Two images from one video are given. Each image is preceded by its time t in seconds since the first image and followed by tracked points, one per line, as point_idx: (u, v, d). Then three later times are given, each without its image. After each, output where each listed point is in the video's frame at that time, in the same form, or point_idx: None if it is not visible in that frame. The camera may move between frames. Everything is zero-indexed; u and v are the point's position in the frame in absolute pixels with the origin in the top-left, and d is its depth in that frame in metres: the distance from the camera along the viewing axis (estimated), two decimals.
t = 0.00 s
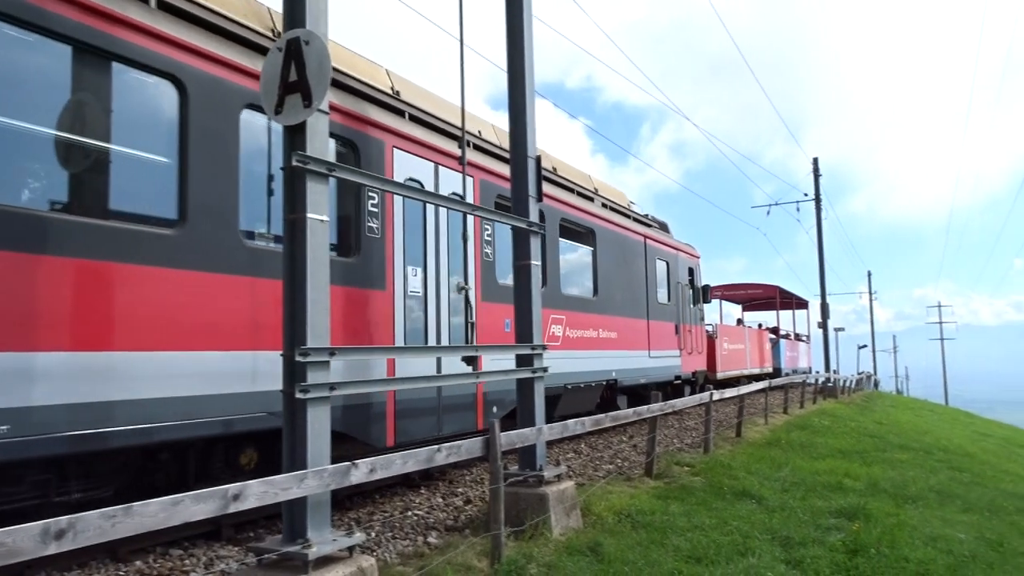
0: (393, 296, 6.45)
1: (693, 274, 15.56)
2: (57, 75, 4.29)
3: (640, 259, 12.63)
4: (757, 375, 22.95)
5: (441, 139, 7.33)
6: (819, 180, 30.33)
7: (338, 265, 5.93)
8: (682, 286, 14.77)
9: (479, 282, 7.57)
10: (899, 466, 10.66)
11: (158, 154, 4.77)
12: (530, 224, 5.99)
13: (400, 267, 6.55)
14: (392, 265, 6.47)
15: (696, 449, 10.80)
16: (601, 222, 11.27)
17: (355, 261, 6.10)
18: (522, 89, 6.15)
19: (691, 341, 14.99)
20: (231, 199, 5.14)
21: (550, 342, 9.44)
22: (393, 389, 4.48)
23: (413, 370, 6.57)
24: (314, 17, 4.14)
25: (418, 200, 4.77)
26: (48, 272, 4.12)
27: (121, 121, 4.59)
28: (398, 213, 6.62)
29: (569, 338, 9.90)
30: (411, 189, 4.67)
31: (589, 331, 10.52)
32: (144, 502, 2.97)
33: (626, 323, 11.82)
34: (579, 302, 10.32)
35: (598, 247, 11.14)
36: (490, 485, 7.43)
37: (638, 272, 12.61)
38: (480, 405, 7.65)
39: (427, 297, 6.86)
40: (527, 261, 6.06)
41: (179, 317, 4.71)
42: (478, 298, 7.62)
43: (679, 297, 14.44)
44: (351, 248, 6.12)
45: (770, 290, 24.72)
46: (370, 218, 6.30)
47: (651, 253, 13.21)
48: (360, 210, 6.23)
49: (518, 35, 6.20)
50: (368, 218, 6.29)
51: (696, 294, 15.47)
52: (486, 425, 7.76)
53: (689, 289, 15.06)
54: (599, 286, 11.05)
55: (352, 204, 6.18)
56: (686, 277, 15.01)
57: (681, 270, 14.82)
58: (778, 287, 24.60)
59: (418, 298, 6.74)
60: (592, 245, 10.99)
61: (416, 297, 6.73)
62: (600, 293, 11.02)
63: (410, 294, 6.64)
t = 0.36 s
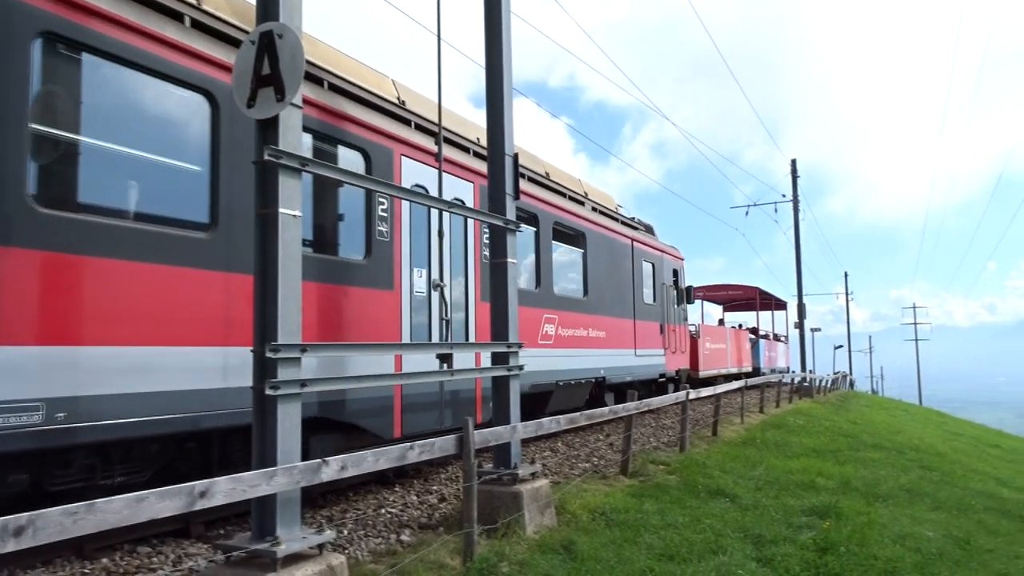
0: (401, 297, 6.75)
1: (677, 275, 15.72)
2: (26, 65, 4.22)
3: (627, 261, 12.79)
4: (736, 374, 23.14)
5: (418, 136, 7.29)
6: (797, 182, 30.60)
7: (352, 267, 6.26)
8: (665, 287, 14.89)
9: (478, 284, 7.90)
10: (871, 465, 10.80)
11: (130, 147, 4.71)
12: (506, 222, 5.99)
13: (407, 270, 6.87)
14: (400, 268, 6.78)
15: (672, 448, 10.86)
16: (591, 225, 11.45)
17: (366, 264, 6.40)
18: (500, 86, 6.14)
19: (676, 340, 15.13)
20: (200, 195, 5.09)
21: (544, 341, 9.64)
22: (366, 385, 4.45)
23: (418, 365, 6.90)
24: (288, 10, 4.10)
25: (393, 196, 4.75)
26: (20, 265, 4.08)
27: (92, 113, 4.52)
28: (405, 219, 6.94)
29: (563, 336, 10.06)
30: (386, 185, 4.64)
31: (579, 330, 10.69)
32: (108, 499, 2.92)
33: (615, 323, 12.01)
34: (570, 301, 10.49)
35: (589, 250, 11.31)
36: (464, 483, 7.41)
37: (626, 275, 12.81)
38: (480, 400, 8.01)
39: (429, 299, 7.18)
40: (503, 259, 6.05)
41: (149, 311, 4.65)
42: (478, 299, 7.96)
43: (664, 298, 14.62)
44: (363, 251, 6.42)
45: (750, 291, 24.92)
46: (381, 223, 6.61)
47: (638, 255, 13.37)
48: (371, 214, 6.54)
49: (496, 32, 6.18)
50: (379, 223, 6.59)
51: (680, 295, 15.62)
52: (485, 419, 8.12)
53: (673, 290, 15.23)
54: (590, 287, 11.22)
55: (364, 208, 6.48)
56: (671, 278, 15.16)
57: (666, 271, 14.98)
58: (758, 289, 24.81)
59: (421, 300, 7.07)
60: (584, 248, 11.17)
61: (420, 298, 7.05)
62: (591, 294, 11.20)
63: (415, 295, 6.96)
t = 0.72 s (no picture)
0: (411, 299, 7.12)
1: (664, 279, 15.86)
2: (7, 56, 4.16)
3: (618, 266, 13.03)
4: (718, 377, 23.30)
5: (403, 135, 7.27)
6: (779, 187, 30.85)
7: (371, 272, 6.60)
8: (652, 291, 14.99)
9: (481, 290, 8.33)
10: (848, 469, 10.92)
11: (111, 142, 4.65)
12: (489, 223, 5.99)
13: (416, 274, 7.22)
14: (410, 272, 7.13)
15: (652, 450, 10.91)
16: (585, 232, 11.69)
17: (382, 268, 6.74)
18: (485, 87, 6.14)
19: (661, 343, 15.23)
20: (182, 193, 5.05)
21: (541, 342, 9.88)
22: (347, 385, 4.44)
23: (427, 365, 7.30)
24: (273, 7, 4.08)
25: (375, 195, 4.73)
26: None
27: (73, 106, 4.45)
28: (416, 225, 7.29)
29: (558, 338, 10.31)
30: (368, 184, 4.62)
31: (573, 332, 10.92)
32: (83, 497, 2.88)
33: (606, 326, 12.25)
34: (564, 305, 10.71)
35: (582, 255, 11.54)
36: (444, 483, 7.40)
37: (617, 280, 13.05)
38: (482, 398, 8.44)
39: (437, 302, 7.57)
40: (486, 259, 6.05)
41: (127, 308, 4.59)
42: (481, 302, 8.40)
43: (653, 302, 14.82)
44: (379, 257, 6.75)
45: (734, 296, 25.11)
46: (394, 230, 6.96)
47: (627, 261, 13.55)
48: (385, 221, 6.87)
49: (482, 33, 6.18)
50: (392, 229, 6.94)
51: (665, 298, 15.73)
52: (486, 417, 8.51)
53: (661, 295, 15.38)
54: (583, 291, 11.45)
55: (379, 215, 6.81)
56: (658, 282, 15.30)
57: (654, 276, 15.16)
58: (741, 293, 25.01)
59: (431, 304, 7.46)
60: (577, 254, 11.39)
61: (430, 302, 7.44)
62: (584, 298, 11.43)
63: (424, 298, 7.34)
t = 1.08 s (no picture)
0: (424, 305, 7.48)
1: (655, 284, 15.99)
2: None
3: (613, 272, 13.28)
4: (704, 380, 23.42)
5: (391, 136, 7.26)
6: (764, 190, 31.04)
7: (383, 277, 6.92)
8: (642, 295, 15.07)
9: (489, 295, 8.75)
10: (831, 471, 11.02)
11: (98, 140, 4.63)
12: (479, 225, 5.98)
13: (429, 280, 7.60)
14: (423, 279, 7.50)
15: (637, 452, 10.96)
16: (585, 239, 12.02)
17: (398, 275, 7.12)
18: (474, 90, 6.15)
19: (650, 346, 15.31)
20: (169, 192, 5.02)
21: (541, 345, 10.20)
22: (336, 388, 4.43)
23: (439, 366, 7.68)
24: (263, 8, 4.07)
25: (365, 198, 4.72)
26: None
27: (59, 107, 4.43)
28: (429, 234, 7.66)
29: (558, 341, 10.63)
30: (358, 186, 4.61)
31: (571, 336, 11.24)
32: (70, 500, 2.87)
33: (603, 330, 12.56)
34: (562, 308, 10.98)
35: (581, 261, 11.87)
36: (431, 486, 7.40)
37: (613, 285, 13.36)
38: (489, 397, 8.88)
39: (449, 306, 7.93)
40: (474, 262, 6.05)
41: (112, 307, 4.56)
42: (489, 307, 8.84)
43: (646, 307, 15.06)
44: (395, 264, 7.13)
45: (721, 300, 25.26)
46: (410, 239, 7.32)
47: (623, 267, 13.89)
48: (401, 231, 7.23)
49: (472, 36, 6.19)
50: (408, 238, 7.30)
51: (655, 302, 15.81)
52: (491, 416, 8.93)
53: (652, 299, 15.51)
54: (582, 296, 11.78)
55: (396, 225, 7.17)
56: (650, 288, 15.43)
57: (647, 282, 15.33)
58: (728, 297, 25.17)
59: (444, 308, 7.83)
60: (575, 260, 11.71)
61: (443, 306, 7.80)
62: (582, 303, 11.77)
63: (438, 303, 7.70)
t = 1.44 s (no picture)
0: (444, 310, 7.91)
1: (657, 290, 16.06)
2: None
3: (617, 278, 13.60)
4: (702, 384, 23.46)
5: (389, 139, 7.27)
6: (760, 195, 31.14)
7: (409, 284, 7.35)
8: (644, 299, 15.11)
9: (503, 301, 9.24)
10: (827, 475, 11.03)
11: (98, 142, 4.63)
12: (478, 229, 5.98)
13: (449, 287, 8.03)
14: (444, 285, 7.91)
15: (634, 456, 10.97)
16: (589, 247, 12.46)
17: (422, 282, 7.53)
18: (473, 93, 6.16)
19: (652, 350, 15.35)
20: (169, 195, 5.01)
21: (550, 349, 10.63)
22: (334, 390, 4.43)
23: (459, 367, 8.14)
24: (264, 11, 4.08)
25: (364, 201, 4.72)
26: None
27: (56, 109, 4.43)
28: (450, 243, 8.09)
29: (565, 345, 11.06)
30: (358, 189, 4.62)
31: (577, 340, 11.67)
32: (71, 502, 2.87)
33: (608, 334, 12.93)
34: (569, 313, 11.39)
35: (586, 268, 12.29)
36: (428, 489, 7.39)
37: (618, 289, 13.66)
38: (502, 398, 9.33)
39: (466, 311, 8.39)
40: (473, 265, 6.06)
41: (110, 310, 4.56)
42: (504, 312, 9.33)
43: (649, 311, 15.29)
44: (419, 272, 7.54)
45: (720, 305, 25.33)
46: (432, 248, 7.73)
47: (627, 273, 14.25)
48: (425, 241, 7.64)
49: (471, 40, 6.20)
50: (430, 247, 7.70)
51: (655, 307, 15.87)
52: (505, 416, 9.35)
53: (653, 304, 15.61)
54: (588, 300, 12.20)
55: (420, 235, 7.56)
56: (651, 293, 15.52)
57: (648, 287, 15.48)
58: (726, 302, 25.24)
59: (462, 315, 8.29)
60: (581, 266, 12.09)
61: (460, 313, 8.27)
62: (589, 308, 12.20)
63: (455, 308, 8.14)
